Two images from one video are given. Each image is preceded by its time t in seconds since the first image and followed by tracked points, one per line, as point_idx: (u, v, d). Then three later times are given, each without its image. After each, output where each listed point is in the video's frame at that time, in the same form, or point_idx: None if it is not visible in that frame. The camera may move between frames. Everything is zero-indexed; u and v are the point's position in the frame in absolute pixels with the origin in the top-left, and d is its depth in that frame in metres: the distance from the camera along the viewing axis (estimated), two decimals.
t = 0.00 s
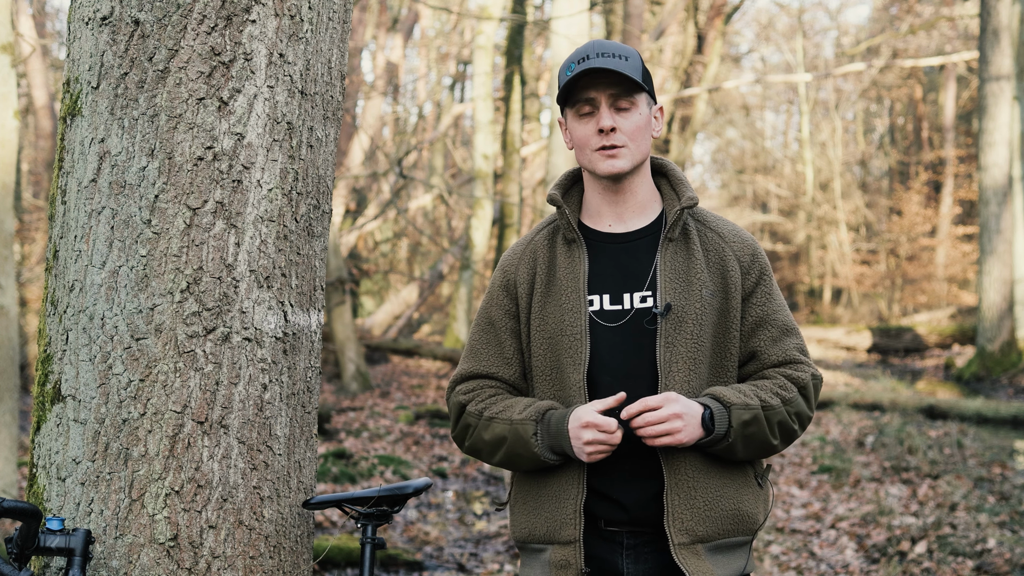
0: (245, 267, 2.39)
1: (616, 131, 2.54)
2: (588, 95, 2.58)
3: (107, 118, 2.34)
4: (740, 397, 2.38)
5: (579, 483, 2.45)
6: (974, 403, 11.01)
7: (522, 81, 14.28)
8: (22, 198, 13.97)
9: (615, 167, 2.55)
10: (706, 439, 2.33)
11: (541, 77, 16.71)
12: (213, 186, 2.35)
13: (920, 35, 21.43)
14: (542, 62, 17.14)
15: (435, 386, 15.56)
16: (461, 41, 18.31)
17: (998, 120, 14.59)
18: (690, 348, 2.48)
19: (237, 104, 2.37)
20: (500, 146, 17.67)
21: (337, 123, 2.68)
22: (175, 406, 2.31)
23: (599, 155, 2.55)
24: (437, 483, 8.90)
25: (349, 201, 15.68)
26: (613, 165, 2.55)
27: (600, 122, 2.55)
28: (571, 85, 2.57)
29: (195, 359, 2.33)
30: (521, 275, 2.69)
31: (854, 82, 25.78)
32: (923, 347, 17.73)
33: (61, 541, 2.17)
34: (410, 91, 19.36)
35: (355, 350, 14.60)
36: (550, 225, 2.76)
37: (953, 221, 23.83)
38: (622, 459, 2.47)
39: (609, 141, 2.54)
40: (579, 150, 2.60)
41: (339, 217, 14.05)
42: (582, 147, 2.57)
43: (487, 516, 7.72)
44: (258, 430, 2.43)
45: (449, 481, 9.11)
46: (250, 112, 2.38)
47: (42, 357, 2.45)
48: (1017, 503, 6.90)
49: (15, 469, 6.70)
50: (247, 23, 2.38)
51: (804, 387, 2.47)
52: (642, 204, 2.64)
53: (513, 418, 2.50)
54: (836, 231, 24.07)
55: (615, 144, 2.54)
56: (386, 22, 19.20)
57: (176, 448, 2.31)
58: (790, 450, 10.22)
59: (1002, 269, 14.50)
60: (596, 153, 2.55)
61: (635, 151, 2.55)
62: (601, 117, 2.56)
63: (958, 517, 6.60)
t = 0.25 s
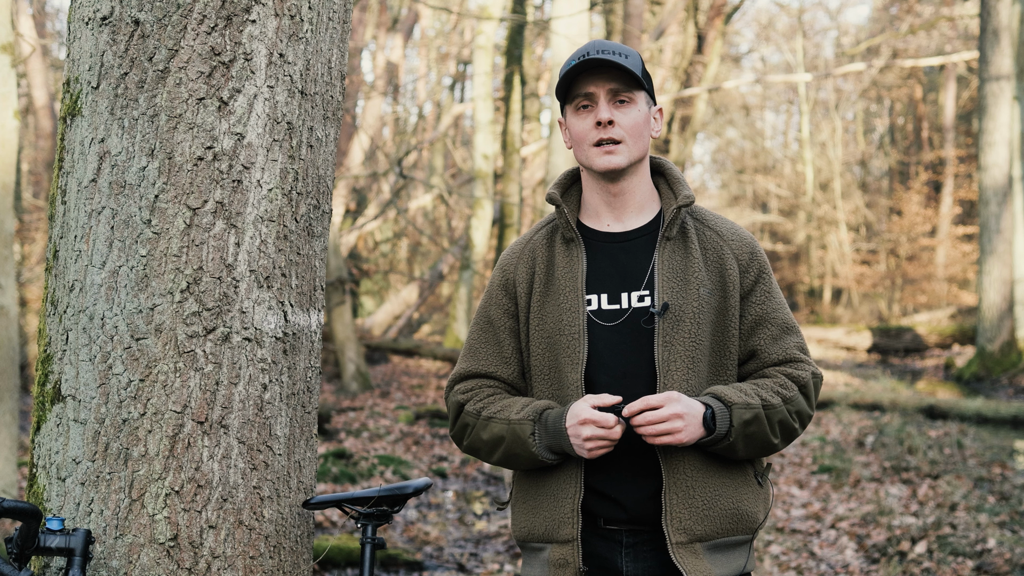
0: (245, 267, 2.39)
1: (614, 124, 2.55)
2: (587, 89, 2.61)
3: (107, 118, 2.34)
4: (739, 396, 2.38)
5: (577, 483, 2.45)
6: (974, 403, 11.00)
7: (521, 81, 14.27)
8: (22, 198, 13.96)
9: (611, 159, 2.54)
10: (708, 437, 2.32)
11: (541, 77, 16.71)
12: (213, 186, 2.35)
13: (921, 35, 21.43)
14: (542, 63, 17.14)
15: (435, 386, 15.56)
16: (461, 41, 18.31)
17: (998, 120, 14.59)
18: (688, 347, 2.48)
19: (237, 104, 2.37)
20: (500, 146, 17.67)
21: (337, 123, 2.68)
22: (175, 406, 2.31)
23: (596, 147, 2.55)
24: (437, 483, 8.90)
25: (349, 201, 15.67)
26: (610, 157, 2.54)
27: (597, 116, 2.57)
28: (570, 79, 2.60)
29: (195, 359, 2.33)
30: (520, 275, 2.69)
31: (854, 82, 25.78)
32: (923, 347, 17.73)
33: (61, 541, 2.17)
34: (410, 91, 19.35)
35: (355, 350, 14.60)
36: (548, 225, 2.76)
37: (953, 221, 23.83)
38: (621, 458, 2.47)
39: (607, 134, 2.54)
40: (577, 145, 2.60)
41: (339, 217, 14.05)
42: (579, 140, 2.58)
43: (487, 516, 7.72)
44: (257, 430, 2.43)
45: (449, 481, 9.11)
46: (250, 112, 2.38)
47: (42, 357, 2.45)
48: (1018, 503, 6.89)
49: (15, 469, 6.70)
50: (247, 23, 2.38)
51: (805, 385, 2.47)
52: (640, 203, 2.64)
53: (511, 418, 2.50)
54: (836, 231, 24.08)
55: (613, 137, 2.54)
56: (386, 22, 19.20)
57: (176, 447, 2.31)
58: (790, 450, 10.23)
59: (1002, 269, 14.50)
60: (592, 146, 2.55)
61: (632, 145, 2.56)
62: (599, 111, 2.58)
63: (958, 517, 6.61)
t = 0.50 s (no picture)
0: (245, 267, 2.39)
1: (610, 123, 2.55)
2: (583, 90, 2.61)
3: (107, 118, 2.34)
4: (736, 396, 2.38)
5: (577, 482, 2.45)
6: (974, 403, 11.00)
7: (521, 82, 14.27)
8: (22, 198, 13.96)
9: (609, 159, 2.55)
10: (704, 436, 2.32)
11: (541, 77, 16.71)
12: (213, 186, 2.35)
13: (921, 35, 21.42)
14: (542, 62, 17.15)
15: (435, 386, 15.56)
16: (461, 41, 18.32)
17: (998, 120, 14.59)
18: (687, 346, 2.48)
19: (237, 104, 2.37)
20: (500, 146, 17.68)
21: (337, 123, 2.68)
22: (175, 406, 2.31)
23: (593, 148, 2.55)
24: (437, 483, 8.89)
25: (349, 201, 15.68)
26: (607, 157, 2.55)
27: (593, 115, 2.57)
28: (564, 80, 2.60)
29: (195, 359, 2.33)
30: (520, 275, 2.69)
31: (854, 82, 25.78)
32: (923, 346, 17.73)
33: (61, 541, 2.17)
34: (410, 92, 19.35)
35: (355, 350, 14.60)
36: (549, 225, 2.76)
37: (953, 221, 23.83)
38: (621, 458, 2.47)
39: (603, 134, 2.54)
40: (574, 145, 2.60)
41: (339, 217, 14.05)
42: (576, 141, 2.58)
43: (487, 516, 7.72)
44: (258, 430, 2.43)
45: (449, 481, 9.11)
46: (250, 112, 2.38)
47: (42, 357, 2.45)
48: (1017, 503, 6.89)
49: (15, 469, 6.70)
50: (247, 23, 2.38)
51: (805, 383, 2.47)
52: (639, 203, 2.65)
53: (512, 418, 2.50)
54: (835, 231, 24.09)
55: (609, 136, 2.54)
56: (386, 22, 19.19)
57: (176, 447, 2.31)
58: (790, 450, 10.24)
59: (1002, 269, 14.51)
60: (589, 146, 2.55)
61: (629, 145, 2.56)
62: (595, 111, 2.58)
63: (958, 517, 6.61)
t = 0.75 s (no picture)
0: (245, 267, 2.39)
1: (608, 127, 2.55)
2: (581, 93, 2.61)
3: (107, 119, 2.34)
4: (736, 396, 2.38)
5: (577, 483, 2.45)
6: (975, 403, 11.00)
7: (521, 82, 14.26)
8: (22, 198, 13.96)
9: (608, 162, 2.54)
10: (703, 436, 2.33)
11: (541, 77, 16.71)
12: (213, 186, 2.35)
13: (921, 35, 21.42)
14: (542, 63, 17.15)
15: (435, 386, 15.56)
16: (461, 41, 18.32)
17: (998, 120, 14.59)
18: (686, 347, 2.48)
19: (237, 104, 2.37)
20: (500, 146, 17.68)
21: (337, 123, 2.68)
22: (175, 406, 2.31)
23: (592, 151, 2.55)
24: (437, 483, 8.89)
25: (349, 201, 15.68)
26: (605, 160, 2.54)
27: (592, 119, 2.56)
28: (562, 83, 2.60)
29: (195, 359, 2.33)
30: (521, 275, 2.69)
31: (854, 82, 25.78)
32: (923, 347, 17.72)
33: (61, 541, 2.17)
34: (410, 92, 19.35)
35: (355, 350, 14.60)
36: (549, 226, 2.76)
37: (953, 221, 23.83)
38: (621, 458, 2.47)
39: (601, 137, 2.54)
40: (573, 148, 2.60)
41: (339, 217, 14.05)
42: (575, 144, 2.58)
43: (487, 516, 7.72)
44: (258, 430, 2.43)
45: (449, 481, 9.11)
46: (250, 112, 2.38)
47: (42, 357, 2.45)
48: (1017, 503, 6.89)
49: (15, 469, 6.70)
50: (247, 23, 2.38)
51: (805, 384, 2.47)
52: (639, 203, 2.65)
53: (513, 420, 2.50)
54: (836, 231, 24.09)
55: (608, 140, 2.54)
56: (386, 22, 19.19)
57: (176, 447, 2.31)
58: (790, 450, 10.25)
59: (1002, 269, 14.51)
60: (588, 149, 2.55)
61: (627, 148, 2.55)
62: (592, 114, 2.57)
63: (958, 517, 6.61)
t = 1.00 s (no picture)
0: (245, 268, 2.39)
1: (610, 131, 2.54)
2: (582, 96, 2.60)
3: (107, 119, 2.34)
4: (737, 396, 2.38)
5: (578, 484, 2.46)
6: (974, 403, 11.01)
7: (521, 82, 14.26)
8: (22, 198, 13.95)
9: (610, 166, 2.55)
10: (704, 438, 2.33)
11: (541, 77, 16.71)
12: (212, 186, 2.35)
13: (921, 35, 21.42)
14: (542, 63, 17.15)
15: (435, 386, 15.57)
16: (461, 41, 18.31)
17: (998, 120, 14.59)
18: (688, 348, 2.48)
19: (237, 104, 2.37)
20: (500, 146, 17.68)
21: (337, 123, 2.68)
22: (175, 406, 2.31)
23: (594, 154, 2.54)
24: (438, 483, 8.89)
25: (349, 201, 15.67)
26: (608, 163, 2.54)
27: (594, 123, 2.56)
28: (564, 86, 2.59)
29: (195, 359, 2.33)
30: (522, 275, 2.69)
31: (854, 82, 25.78)
32: (923, 347, 17.72)
33: (61, 541, 2.17)
34: (410, 92, 19.35)
35: (355, 350, 14.60)
36: (549, 226, 2.76)
37: (953, 221, 23.84)
38: (622, 459, 2.47)
39: (603, 141, 2.53)
40: (574, 151, 2.60)
41: (339, 217, 14.05)
42: (577, 146, 2.58)
43: (487, 516, 7.72)
44: (257, 430, 2.43)
45: (449, 481, 9.11)
46: (250, 112, 2.38)
47: (42, 358, 2.45)
48: (1017, 503, 6.88)
49: (15, 469, 6.70)
50: (247, 23, 2.38)
51: (805, 384, 2.47)
52: (640, 204, 2.64)
53: (514, 421, 2.50)
54: (836, 231, 24.09)
55: (610, 143, 2.54)
56: (386, 22, 19.19)
57: (176, 447, 2.31)
58: (790, 450, 10.25)
59: (1002, 269, 14.51)
60: (590, 153, 2.55)
61: (630, 151, 2.55)
62: (595, 118, 2.56)
63: (958, 517, 6.61)
